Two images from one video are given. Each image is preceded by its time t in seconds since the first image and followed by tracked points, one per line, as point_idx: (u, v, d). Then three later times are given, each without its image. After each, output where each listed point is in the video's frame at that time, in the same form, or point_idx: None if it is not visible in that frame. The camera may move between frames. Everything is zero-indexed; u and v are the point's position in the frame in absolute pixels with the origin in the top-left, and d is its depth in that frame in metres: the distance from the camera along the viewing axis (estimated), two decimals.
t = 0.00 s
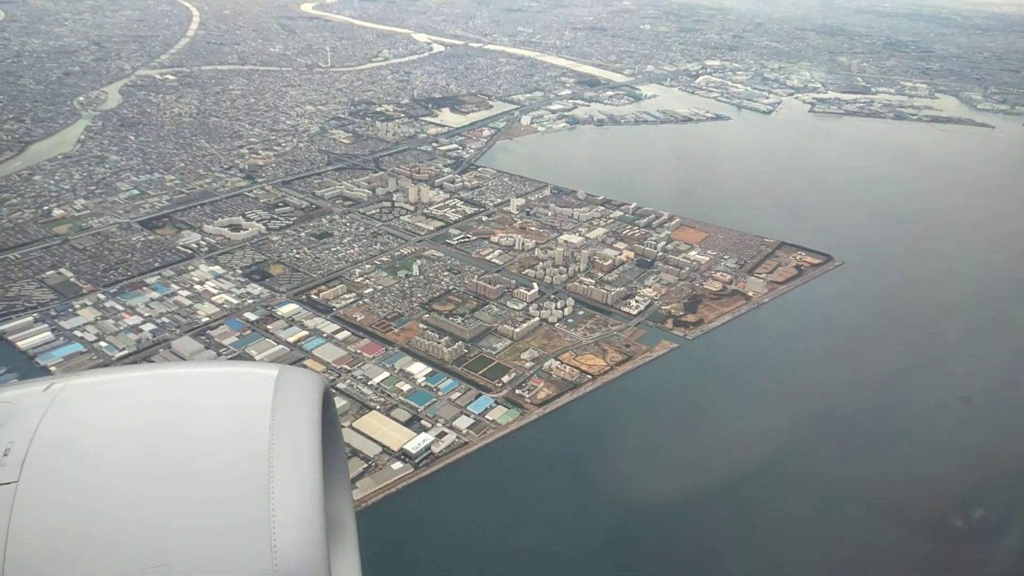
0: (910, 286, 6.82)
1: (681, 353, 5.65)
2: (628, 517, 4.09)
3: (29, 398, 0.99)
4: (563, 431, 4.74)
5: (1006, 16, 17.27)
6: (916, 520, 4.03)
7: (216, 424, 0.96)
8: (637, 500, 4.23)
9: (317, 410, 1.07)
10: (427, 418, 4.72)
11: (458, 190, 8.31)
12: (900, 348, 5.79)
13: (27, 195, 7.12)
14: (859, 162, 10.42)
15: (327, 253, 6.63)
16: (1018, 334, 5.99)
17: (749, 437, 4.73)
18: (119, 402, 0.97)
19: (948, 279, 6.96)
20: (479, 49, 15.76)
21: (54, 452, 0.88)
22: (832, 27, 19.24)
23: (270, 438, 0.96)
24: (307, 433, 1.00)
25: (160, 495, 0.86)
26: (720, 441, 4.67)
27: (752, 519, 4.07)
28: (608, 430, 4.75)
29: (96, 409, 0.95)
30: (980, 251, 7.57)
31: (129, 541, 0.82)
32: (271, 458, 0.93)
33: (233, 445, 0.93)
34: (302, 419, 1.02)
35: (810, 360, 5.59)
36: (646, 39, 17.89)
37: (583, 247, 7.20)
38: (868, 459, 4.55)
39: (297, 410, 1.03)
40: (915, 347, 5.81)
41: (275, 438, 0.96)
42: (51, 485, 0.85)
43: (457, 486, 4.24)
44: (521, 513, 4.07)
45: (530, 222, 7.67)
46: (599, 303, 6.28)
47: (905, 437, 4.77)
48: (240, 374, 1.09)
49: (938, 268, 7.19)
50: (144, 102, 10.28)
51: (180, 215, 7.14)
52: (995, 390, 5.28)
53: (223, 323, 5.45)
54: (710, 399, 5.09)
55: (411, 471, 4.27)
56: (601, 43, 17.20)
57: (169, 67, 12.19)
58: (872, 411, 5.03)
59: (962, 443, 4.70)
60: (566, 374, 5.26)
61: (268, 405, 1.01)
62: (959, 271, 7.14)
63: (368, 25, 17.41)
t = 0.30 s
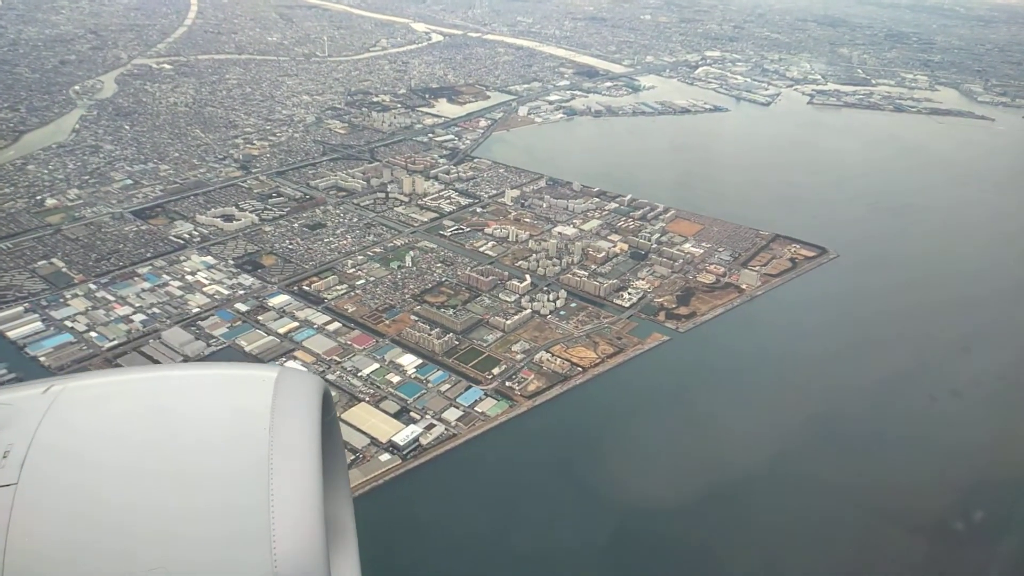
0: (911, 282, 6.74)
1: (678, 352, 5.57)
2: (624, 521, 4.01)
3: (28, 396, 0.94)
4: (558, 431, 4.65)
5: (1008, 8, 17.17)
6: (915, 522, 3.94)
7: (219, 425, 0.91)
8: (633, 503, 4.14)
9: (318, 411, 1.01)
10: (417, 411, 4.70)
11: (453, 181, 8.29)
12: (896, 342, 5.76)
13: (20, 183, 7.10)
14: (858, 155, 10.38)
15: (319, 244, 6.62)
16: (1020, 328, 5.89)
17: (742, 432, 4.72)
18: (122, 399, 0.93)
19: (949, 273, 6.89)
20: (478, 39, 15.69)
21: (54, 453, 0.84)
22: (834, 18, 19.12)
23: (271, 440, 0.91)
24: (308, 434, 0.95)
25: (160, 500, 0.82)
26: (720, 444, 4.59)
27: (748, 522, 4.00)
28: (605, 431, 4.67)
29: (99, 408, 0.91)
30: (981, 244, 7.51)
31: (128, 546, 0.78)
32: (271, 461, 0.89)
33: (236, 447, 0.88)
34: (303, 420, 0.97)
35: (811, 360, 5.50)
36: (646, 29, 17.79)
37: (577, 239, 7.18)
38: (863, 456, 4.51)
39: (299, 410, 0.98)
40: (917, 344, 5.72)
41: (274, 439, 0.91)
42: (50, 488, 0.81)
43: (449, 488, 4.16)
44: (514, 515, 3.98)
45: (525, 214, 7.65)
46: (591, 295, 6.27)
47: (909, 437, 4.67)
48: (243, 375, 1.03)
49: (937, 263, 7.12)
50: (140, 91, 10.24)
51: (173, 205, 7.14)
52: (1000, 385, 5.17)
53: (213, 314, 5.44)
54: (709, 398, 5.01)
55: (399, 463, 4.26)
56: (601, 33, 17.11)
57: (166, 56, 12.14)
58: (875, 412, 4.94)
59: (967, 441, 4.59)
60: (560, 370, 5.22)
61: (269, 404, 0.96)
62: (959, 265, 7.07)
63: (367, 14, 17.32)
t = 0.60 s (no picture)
0: (910, 276, 6.71)
1: (676, 347, 5.53)
2: (625, 522, 3.97)
3: (17, 394, 0.88)
4: (556, 428, 4.61)
5: None
6: (915, 524, 3.91)
7: (218, 420, 0.85)
8: (634, 504, 4.10)
9: (319, 405, 0.94)
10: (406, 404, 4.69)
11: (448, 172, 8.26)
12: (895, 337, 5.74)
13: (14, 174, 7.10)
14: (857, 147, 10.33)
15: (312, 235, 6.61)
16: (1019, 325, 5.87)
17: (739, 426, 4.70)
18: (116, 395, 0.86)
19: (947, 267, 6.86)
20: (476, 29, 15.61)
21: (43, 453, 0.78)
22: (836, 8, 19.00)
23: (270, 435, 0.84)
24: (310, 429, 0.88)
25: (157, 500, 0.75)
26: (721, 442, 4.54)
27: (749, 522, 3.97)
28: (605, 428, 4.63)
29: (91, 405, 0.85)
30: (980, 239, 7.48)
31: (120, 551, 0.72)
32: (270, 458, 0.82)
33: (234, 443, 0.82)
34: (305, 416, 0.90)
35: (810, 356, 5.46)
36: (647, 19, 17.69)
37: (571, 231, 7.16)
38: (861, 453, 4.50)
39: (300, 405, 0.91)
40: (916, 341, 5.69)
41: (275, 439, 0.84)
42: (40, 489, 0.75)
43: (447, 487, 4.10)
44: (514, 516, 3.93)
45: (520, 206, 7.63)
46: (585, 287, 6.26)
47: (909, 437, 4.63)
48: (241, 373, 0.96)
49: (935, 258, 7.09)
50: (136, 81, 10.22)
51: (167, 195, 7.12)
52: (998, 383, 5.15)
53: (205, 306, 5.44)
54: (707, 395, 4.97)
55: (388, 455, 4.25)
56: (600, 24, 17.02)
57: (162, 45, 12.09)
58: (875, 410, 4.91)
59: (967, 442, 4.57)
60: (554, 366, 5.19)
61: (269, 401, 0.89)
62: (956, 259, 7.04)
63: (366, 4, 17.23)
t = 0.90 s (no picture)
0: (909, 268, 6.68)
1: (675, 342, 5.48)
2: (619, 517, 3.95)
3: (18, 396, 0.88)
4: (555, 426, 4.55)
5: None
6: (914, 522, 3.85)
7: (219, 421, 0.84)
8: (636, 505, 4.05)
9: (320, 408, 0.93)
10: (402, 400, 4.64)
11: (444, 161, 8.23)
12: (892, 331, 5.71)
13: (7, 161, 7.09)
14: (857, 137, 10.27)
15: (305, 224, 6.59)
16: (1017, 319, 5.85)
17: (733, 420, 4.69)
18: (120, 397, 0.86)
19: (946, 261, 6.82)
20: (476, 16, 15.52)
21: (44, 456, 0.78)
22: None
23: (270, 437, 0.83)
24: (310, 431, 0.87)
25: (158, 500, 0.75)
26: (722, 442, 4.49)
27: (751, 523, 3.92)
28: (604, 426, 4.57)
29: (92, 408, 0.84)
30: (980, 232, 7.44)
31: (119, 552, 0.71)
32: (270, 459, 0.81)
33: (234, 444, 0.81)
34: (304, 417, 0.88)
35: (811, 352, 5.41)
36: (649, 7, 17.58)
37: (566, 222, 7.14)
38: (858, 449, 4.47)
39: (299, 406, 0.90)
40: (915, 336, 5.65)
41: (276, 439, 0.83)
42: (40, 491, 0.74)
43: (444, 486, 4.04)
44: (514, 517, 3.89)
45: (514, 195, 7.60)
46: (578, 278, 6.24)
47: (912, 434, 4.58)
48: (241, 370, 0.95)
49: (934, 250, 7.05)
50: (132, 68, 10.18)
51: (161, 183, 7.11)
52: (996, 379, 5.12)
53: (196, 294, 5.45)
54: (706, 392, 4.92)
55: (376, 444, 4.25)
56: (601, 11, 16.91)
57: (160, 32, 12.05)
58: (878, 408, 4.85)
59: (967, 439, 4.52)
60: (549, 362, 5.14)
61: (270, 401, 0.88)
62: (955, 252, 7.01)
63: None
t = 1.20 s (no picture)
0: (907, 265, 6.65)
1: (672, 338, 5.42)
2: (618, 520, 3.90)
3: (16, 398, 0.83)
4: (553, 425, 4.47)
5: None
6: (916, 529, 3.84)
7: (222, 420, 0.79)
8: (637, 509, 3.98)
9: (319, 408, 0.88)
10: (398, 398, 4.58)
11: (439, 153, 8.21)
12: (890, 328, 5.68)
13: None
14: (857, 131, 10.23)
15: (298, 215, 6.58)
16: (1014, 322, 5.85)
17: (730, 418, 4.65)
18: (116, 397, 0.81)
19: (943, 259, 6.81)
20: (474, 7, 15.45)
21: (40, 457, 0.73)
22: None
23: (271, 438, 0.78)
24: (312, 433, 0.82)
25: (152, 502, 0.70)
26: (723, 443, 4.43)
27: (750, 526, 3.88)
28: (604, 426, 4.50)
29: (91, 407, 0.79)
30: (978, 231, 7.42)
31: (114, 555, 0.66)
32: (272, 461, 0.76)
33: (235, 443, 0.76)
34: (305, 418, 0.83)
35: (811, 351, 5.35)
36: None
37: (560, 214, 7.12)
38: (858, 450, 4.43)
39: (301, 406, 0.85)
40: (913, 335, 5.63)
41: (275, 440, 0.78)
42: (33, 494, 0.70)
43: (443, 490, 3.97)
44: (514, 522, 3.82)
45: (509, 187, 7.58)
46: (571, 271, 6.22)
47: (912, 437, 4.54)
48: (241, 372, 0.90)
49: (933, 248, 7.03)
50: (128, 57, 10.15)
51: (154, 174, 7.10)
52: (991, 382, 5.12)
53: (187, 285, 5.44)
54: (705, 390, 4.86)
55: (364, 436, 4.25)
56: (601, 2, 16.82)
57: (156, 21, 11.99)
58: (879, 410, 4.80)
59: (965, 443, 4.51)
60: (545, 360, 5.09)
61: (269, 402, 0.83)
62: (952, 250, 7.00)
63: None
